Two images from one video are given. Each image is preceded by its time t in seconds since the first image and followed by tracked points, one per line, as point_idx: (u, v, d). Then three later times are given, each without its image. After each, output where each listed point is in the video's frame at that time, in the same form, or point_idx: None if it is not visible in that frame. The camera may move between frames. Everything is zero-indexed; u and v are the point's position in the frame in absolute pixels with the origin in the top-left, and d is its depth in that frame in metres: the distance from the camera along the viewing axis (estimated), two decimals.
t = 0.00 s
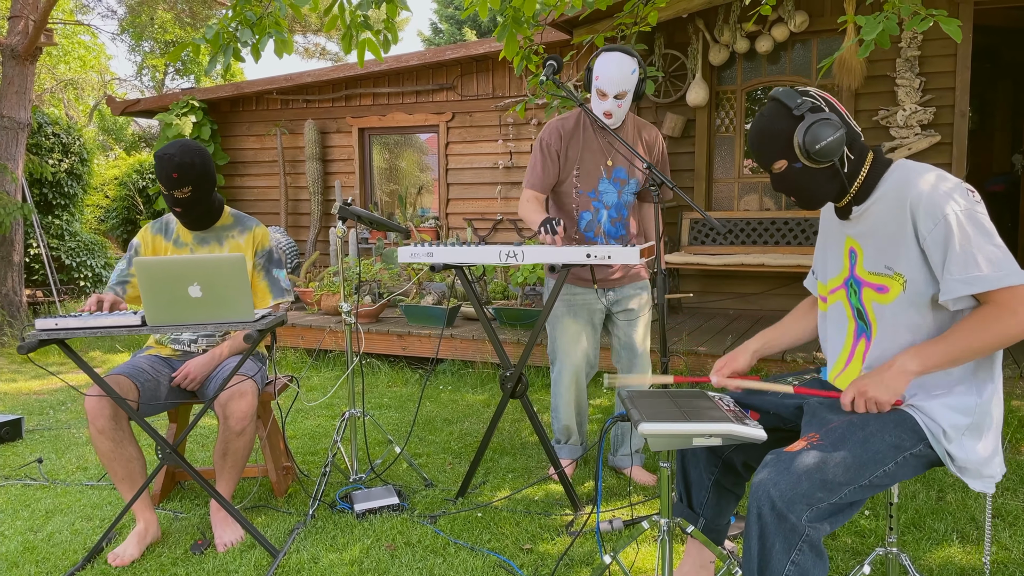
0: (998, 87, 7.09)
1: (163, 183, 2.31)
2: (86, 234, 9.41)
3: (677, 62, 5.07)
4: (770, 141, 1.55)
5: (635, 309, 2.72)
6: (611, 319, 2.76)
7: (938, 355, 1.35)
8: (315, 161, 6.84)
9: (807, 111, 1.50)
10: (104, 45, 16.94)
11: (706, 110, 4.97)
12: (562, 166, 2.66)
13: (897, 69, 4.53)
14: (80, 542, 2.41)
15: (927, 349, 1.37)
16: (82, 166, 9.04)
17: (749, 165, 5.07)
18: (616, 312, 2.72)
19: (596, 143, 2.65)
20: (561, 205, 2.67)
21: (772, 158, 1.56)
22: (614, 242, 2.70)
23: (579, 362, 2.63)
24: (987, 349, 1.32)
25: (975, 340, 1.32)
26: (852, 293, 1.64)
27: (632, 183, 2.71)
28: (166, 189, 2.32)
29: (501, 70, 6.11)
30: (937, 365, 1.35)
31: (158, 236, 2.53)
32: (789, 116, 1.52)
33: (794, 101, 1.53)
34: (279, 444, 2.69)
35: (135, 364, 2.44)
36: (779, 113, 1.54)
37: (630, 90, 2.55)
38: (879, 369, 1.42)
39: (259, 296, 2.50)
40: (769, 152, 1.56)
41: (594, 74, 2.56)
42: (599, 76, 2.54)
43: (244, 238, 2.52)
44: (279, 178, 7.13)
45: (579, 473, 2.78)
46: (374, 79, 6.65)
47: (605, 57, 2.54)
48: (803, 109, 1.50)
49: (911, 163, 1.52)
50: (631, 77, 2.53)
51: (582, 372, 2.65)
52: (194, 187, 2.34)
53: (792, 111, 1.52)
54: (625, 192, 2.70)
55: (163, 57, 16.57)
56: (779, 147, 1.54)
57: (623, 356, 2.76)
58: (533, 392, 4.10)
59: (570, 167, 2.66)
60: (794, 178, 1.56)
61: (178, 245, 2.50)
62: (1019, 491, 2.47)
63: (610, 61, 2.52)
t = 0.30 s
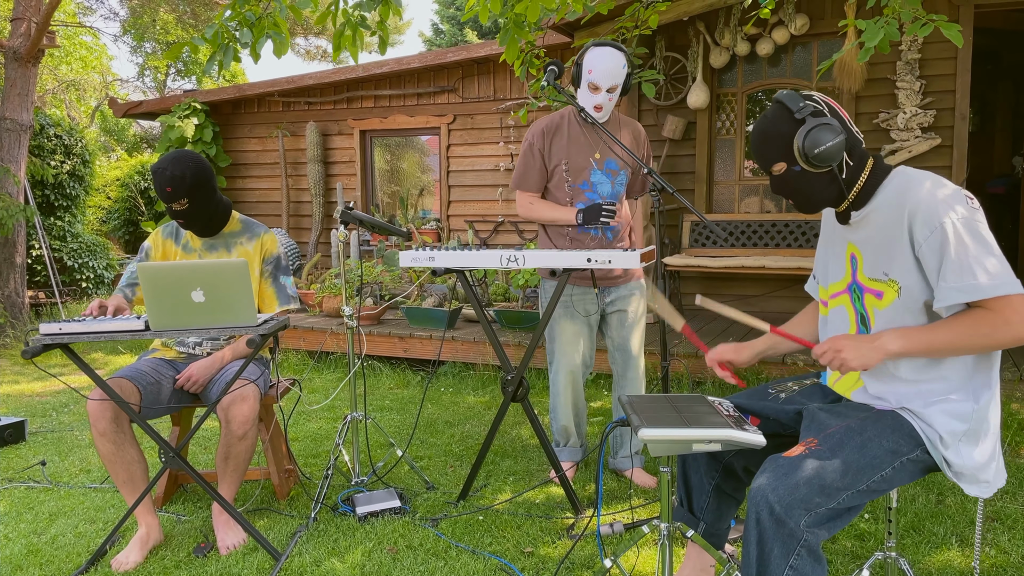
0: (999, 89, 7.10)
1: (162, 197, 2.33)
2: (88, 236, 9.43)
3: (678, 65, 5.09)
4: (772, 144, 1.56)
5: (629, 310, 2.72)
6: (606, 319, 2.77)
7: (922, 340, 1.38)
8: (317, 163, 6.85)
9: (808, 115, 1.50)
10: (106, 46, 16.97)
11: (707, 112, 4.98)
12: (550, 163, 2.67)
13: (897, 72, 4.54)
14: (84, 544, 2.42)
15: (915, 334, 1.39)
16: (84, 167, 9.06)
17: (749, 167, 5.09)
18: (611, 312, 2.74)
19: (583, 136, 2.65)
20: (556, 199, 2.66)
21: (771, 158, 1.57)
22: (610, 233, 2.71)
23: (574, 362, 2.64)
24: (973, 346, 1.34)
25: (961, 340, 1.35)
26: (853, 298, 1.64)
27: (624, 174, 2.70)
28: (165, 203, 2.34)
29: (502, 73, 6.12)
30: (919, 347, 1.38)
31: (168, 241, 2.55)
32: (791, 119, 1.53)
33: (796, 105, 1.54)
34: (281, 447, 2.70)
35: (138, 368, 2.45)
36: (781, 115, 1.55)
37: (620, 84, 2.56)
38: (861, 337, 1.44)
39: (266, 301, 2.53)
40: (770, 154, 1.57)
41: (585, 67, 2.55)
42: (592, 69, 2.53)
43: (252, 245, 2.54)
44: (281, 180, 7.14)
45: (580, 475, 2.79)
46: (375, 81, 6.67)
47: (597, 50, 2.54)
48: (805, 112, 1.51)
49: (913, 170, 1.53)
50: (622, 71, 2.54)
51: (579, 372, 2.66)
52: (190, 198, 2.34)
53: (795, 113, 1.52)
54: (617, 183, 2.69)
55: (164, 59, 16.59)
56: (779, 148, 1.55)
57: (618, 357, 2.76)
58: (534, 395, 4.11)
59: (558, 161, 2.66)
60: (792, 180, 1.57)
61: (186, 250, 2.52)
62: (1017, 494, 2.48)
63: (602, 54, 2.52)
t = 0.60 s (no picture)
0: (1000, 91, 7.11)
1: (183, 188, 2.36)
2: (90, 237, 9.44)
3: (678, 67, 5.11)
4: (774, 138, 1.58)
5: (634, 311, 2.74)
6: (610, 320, 2.78)
7: (924, 354, 1.39)
8: (318, 164, 6.87)
9: (813, 113, 1.51)
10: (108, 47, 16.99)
11: (707, 114, 4.99)
12: (559, 165, 2.68)
13: (897, 74, 4.55)
14: (87, 546, 2.43)
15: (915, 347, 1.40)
16: (86, 168, 9.08)
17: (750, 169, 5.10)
18: (617, 313, 2.75)
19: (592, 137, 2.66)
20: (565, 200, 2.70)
21: (771, 154, 1.59)
22: (619, 233, 2.74)
23: (580, 360, 2.66)
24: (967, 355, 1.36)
25: (959, 348, 1.36)
26: (852, 302, 1.65)
27: (633, 173, 2.72)
28: (185, 194, 2.37)
29: (503, 74, 6.14)
30: (921, 362, 1.39)
31: (171, 241, 2.56)
32: (795, 115, 1.54)
33: (802, 101, 1.53)
34: (283, 448, 2.71)
35: (141, 371, 2.46)
36: (787, 110, 1.55)
37: (622, 83, 2.55)
38: (863, 359, 1.44)
39: (268, 305, 2.53)
40: (771, 149, 1.59)
41: (585, 73, 2.56)
42: (592, 73, 2.54)
43: (255, 248, 2.55)
44: (283, 181, 7.16)
45: (581, 477, 2.80)
46: (377, 83, 6.68)
47: (593, 54, 2.54)
48: (810, 110, 1.51)
49: (910, 174, 1.54)
50: (622, 70, 2.54)
51: (583, 372, 2.67)
52: (212, 193, 2.39)
53: (798, 109, 1.53)
54: (626, 183, 2.71)
55: (166, 60, 16.62)
56: (780, 143, 1.56)
57: (620, 356, 2.77)
58: (535, 396, 4.12)
59: (568, 162, 2.68)
60: (789, 176, 1.59)
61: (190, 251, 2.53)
62: (1017, 496, 2.48)
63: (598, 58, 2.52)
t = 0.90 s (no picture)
0: (1001, 92, 7.11)
1: (178, 196, 2.36)
2: (91, 237, 9.45)
3: (679, 67, 5.11)
4: (777, 137, 1.57)
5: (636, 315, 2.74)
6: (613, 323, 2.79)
7: (937, 351, 1.38)
8: (320, 165, 6.88)
9: (818, 112, 1.52)
10: (110, 48, 17.00)
11: (708, 115, 5.00)
12: (562, 163, 2.71)
13: (898, 75, 4.56)
14: (89, 546, 2.44)
15: (926, 346, 1.39)
16: (88, 169, 9.09)
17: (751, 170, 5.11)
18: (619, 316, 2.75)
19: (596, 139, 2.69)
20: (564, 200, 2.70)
21: (775, 154, 1.59)
22: (620, 237, 2.71)
23: (579, 362, 2.67)
24: (979, 351, 1.35)
25: (966, 347, 1.35)
26: (850, 302, 1.66)
27: (635, 179, 2.71)
28: (181, 202, 2.37)
29: (505, 75, 6.15)
30: (931, 362, 1.38)
31: (170, 245, 2.57)
32: (801, 115, 1.54)
33: (806, 102, 1.55)
34: (285, 449, 2.73)
35: (144, 372, 2.47)
36: (792, 110, 1.56)
37: (628, 95, 2.57)
38: (873, 363, 1.42)
39: (269, 304, 2.54)
40: (774, 148, 1.58)
41: (596, 77, 2.56)
42: (600, 79, 2.54)
43: (256, 248, 2.56)
44: (284, 182, 7.17)
45: (580, 477, 2.81)
46: (377, 84, 6.68)
47: (609, 59, 2.52)
48: (815, 109, 1.52)
49: (908, 175, 1.55)
50: (630, 83, 2.54)
51: (583, 374, 2.68)
52: (209, 201, 2.39)
53: (804, 109, 1.54)
54: (627, 188, 2.70)
55: (167, 61, 16.65)
56: (784, 143, 1.56)
57: (623, 361, 2.78)
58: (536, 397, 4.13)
59: (570, 162, 2.70)
60: (793, 177, 1.59)
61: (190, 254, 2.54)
62: (1016, 497, 2.49)
63: (612, 66, 2.50)
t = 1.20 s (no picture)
0: (1001, 92, 7.12)
1: (164, 192, 2.36)
2: (93, 237, 9.47)
3: (679, 68, 5.11)
4: (773, 142, 1.58)
5: (638, 315, 2.75)
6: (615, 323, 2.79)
7: (927, 349, 1.39)
8: (320, 166, 6.89)
9: (812, 117, 1.53)
10: (112, 49, 17.00)
11: (708, 115, 5.00)
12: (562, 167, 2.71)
13: (897, 76, 4.57)
14: (91, 546, 2.45)
15: (916, 343, 1.40)
16: (90, 169, 9.10)
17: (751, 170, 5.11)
18: (621, 317, 2.76)
19: (593, 141, 2.70)
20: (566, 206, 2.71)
21: (770, 159, 1.60)
22: (621, 238, 2.72)
23: (581, 363, 2.67)
24: (967, 351, 1.36)
25: (957, 348, 1.36)
26: (847, 302, 1.67)
27: (634, 179, 2.71)
28: (167, 198, 2.37)
29: (506, 76, 6.16)
30: (919, 358, 1.39)
31: (168, 246, 2.58)
32: (794, 120, 1.55)
33: (801, 107, 1.56)
34: (285, 449, 2.73)
35: (145, 373, 2.48)
36: (785, 115, 1.56)
37: (623, 92, 2.56)
38: (863, 350, 1.44)
39: (267, 304, 2.55)
40: (770, 154, 1.59)
41: (586, 77, 2.58)
42: (592, 79, 2.56)
43: (253, 248, 2.57)
44: (285, 183, 7.19)
45: (580, 477, 2.81)
46: (378, 84, 6.68)
47: (598, 59, 2.56)
48: (809, 115, 1.53)
49: (905, 177, 1.55)
50: (623, 79, 2.55)
51: (585, 374, 2.68)
52: (194, 193, 2.38)
53: (797, 114, 1.55)
54: (627, 189, 2.71)
55: (169, 61, 16.67)
56: (779, 149, 1.57)
57: (626, 360, 2.79)
58: (536, 397, 4.14)
59: (570, 166, 2.71)
60: (788, 181, 1.59)
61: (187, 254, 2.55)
62: (1014, 497, 2.50)
63: (603, 64, 2.53)
